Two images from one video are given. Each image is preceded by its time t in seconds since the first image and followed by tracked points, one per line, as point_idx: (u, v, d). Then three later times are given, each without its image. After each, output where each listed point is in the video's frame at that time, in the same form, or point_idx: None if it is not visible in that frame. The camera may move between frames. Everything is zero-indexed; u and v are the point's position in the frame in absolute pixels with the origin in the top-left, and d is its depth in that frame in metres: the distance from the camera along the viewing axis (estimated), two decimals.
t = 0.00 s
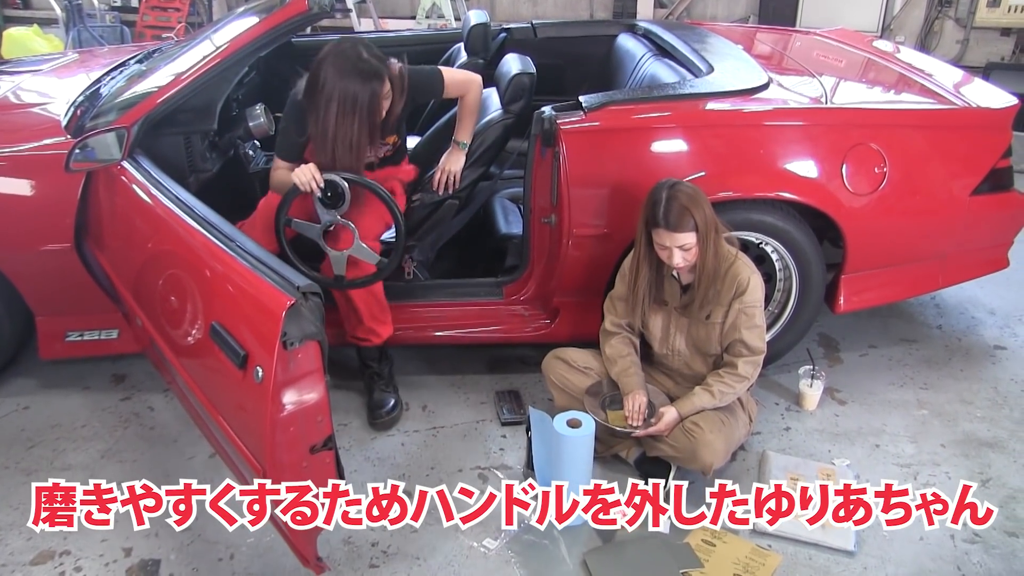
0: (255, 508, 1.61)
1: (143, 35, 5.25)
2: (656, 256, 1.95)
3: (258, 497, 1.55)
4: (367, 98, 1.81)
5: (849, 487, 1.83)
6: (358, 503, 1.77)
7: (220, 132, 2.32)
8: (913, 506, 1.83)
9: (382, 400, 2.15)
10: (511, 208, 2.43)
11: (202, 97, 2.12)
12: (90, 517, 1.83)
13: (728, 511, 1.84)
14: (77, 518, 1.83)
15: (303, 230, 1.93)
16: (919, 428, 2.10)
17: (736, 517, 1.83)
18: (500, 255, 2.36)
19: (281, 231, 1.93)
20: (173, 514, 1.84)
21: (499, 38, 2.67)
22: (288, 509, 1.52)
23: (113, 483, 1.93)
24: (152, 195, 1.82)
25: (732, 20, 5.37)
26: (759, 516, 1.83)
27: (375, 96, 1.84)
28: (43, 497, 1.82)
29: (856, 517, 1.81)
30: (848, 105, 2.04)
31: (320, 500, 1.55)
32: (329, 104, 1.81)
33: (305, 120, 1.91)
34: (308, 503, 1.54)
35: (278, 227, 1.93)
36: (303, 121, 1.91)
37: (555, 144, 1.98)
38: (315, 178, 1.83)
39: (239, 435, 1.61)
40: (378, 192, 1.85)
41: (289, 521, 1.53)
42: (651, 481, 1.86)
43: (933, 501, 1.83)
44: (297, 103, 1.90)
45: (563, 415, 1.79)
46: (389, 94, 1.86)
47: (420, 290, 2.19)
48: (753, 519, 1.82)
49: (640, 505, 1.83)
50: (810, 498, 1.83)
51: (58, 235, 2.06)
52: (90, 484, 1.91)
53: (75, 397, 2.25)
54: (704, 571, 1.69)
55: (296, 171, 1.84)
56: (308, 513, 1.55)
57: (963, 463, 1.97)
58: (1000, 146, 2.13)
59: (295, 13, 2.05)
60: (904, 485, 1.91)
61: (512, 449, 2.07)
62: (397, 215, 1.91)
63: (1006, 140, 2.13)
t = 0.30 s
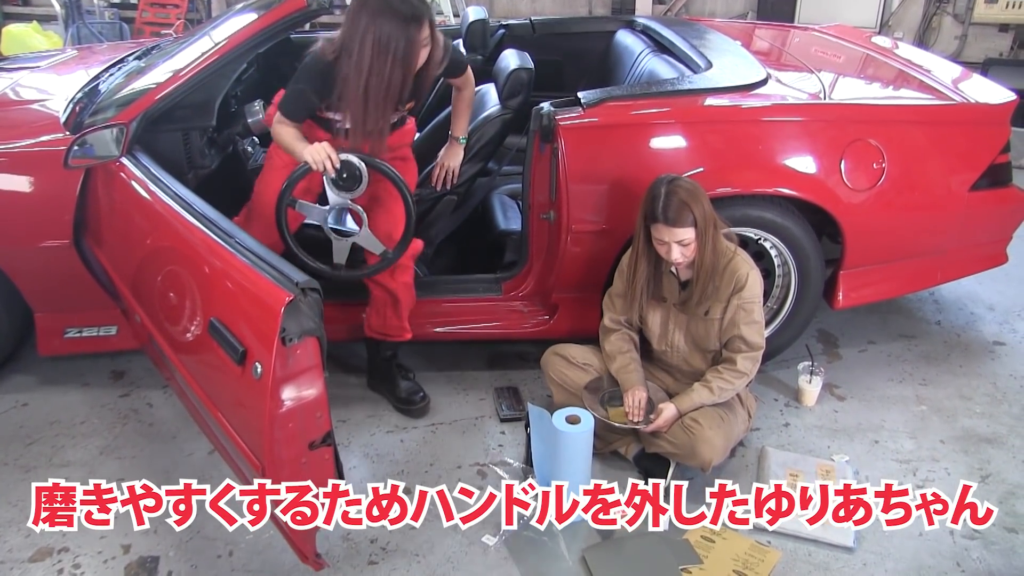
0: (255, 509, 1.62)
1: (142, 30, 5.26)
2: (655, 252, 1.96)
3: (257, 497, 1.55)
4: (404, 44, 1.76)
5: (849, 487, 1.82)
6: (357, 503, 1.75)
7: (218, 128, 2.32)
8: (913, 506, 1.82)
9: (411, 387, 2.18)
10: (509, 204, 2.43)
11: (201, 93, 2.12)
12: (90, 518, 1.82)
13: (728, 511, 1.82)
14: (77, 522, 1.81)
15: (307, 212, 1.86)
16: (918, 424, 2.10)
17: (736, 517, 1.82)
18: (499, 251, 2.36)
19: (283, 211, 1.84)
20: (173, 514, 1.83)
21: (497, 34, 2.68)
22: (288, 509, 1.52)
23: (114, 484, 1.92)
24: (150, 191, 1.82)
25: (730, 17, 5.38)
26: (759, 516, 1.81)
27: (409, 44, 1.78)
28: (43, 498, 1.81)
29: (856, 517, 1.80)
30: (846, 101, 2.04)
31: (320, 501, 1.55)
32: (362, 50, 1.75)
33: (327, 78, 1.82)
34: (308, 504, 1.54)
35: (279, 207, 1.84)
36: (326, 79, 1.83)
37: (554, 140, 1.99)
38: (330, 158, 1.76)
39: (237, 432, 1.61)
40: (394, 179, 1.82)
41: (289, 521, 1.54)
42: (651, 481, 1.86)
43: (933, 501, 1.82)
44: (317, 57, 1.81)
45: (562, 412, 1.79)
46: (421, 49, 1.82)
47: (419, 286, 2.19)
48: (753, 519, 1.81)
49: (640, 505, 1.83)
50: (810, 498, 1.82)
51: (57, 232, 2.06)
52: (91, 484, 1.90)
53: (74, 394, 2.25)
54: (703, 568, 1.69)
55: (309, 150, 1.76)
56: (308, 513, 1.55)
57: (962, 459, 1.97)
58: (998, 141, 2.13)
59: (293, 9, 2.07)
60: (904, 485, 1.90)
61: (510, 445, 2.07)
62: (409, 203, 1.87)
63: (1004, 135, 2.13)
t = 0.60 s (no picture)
0: (255, 508, 1.57)
1: (136, 34, 5.26)
2: (652, 254, 1.96)
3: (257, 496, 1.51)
4: None
5: (849, 487, 1.83)
6: (357, 503, 1.78)
7: (213, 132, 2.32)
8: (913, 506, 1.82)
9: (414, 394, 2.17)
10: (505, 206, 2.43)
11: (196, 96, 2.12)
12: (90, 518, 1.82)
13: (728, 511, 1.83)
14: (77, 520, 1.82)
15: (318, 182, 1.79)
16: (914, 423, 2.10)
17: (736, 517, 1.82)
18: (494, 253, 2.36)
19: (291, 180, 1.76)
20: (173, 514, 1.83)
21: (493, 37, 2.69)
22: (287, 510, 1.51)
23: (112, 484, 1.93)
24: (146, 195, 1.82)
25: (725, 19, 5.40)
26: (759, 516, 1.82)
27: None
28: (43, 498, 1.82)
29: (856, 517, 1.81)
30: (841, 102, 2.05)
31: (319, 501, 1.55)
32: None
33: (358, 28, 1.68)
34: (308, 504, 1.53)
35: (287, 174, 1.75)
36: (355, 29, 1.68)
37: (550, 142, 1.99)
38: (350, 131, 1.72)
39: (234, 436, 1.60)
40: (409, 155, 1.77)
41: (288, 521, 1.53)
42: (651, 482, 1.87)
43: (932, 501, 1.83)
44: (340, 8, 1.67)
45: (560, 415, 1.80)
46: None
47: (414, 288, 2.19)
48: (753, 519, 1.81)
49: (640, 505, 1.84)
50: (810, 498, 1.82)
51: (51, 237, 2.05)
52: (90, 484, 1.90)
53: (69, 399, 2.24)
54: (702, 568, 1.69)
55: (329, 120, 1.71)
56: (308, 513, 1.54)
57: (958, 458, 1.98)
58: (992, 141, 2.14)
59: (289, 12, 2.05)
60: (904, 484, 1.90)
61: (508, 448, 2.06)
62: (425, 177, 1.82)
63: (998, 135, 2.14)
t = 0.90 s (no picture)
0: (256, 509, 1.52)
1: (127, 41, 5.29)
2: (645, 261, 1.96)
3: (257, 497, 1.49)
4: None
5: (849, 487, 1.85)
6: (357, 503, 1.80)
7: (207, 139, 2.30)
8: (913, 506, 1.84)
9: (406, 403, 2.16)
10: (498, 213, 2.42)
11: (188, 104, 2.10)
12: (91, 518, 1.84)
13: (728, 511, 1.85)
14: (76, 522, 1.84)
15: (321, 154, 1.62)
16: (907, 428, 2.11)
17: (736, 517, 1.84)
18: (487, 260, 2.36)
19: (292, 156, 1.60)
20: (173, 514, 1.84)
21: (485, 43, 2.69)
22: (288, 509, 1.51)
23: (112, 484, 1.95)
24: (138, 203, 1.81)
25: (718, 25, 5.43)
26: (759, 516, 1.83)
27: None
28: (43, 497, 1.84)
29: (856, 517, 1.82)
30: (832, 107, 2.06)
31: (319, 501, 1.55)
32: None
33: None
34: (308, 503, 1.53)
35: (290, 150, 1.59)
36: None
37: (542, 149, 1.99)
38: (345, 89, 1.52)
39: (228, 444, 1.59)
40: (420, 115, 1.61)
41: (288, 521, 1.53)
42: (651, 482, 1.86)
43: (933, 501, 1.84)
44: None
45: (552, 421, 1.80)
46: None
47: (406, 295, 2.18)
48: (753, 519, 1.82)
49: (640, 505, 1.84)
50: (810, 498, 1.84)
51: (43, 245, 2.04)
52: (91, 483, 1.93)
53: (62, 408, 2.23)
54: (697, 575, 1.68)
55: (320, 82, 1.52)
56: (308, 513, 1.54)
57: (952, 462, 1.98)
58: (983, 145, 2.15)
59: (280, 19, 2.10)
60: (904, 484, 1.92)
61: (502, 455, 2.06)
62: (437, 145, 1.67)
63: (989, 139, 2.15)
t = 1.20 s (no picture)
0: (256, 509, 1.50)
1: (124, 50, 5.36)
2: (641, 270, 1.96)
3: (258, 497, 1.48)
4: None
5: (849, 487, 1.86)
6: (357, 503, 1.79)
7: (203, 148, 2.30)
8: (913, 506, 1.86)
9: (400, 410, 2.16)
10: (494, 221, 2.42)
11: (184, 112, 2.12)
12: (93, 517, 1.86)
13: (728, 511, 1.86)
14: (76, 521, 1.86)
15: (329, 170, 1.53)
16: (903, 436, 2.11)
17: (736, 517, 1.85)
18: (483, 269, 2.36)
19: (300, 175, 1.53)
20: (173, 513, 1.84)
21: (480, 52, 2.70)
22: (290, 506, 1.51)
23: (114, 483, 1.97)
24: (134, 211, 1.81)
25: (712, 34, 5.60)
26: (759, 516, 1.84)
27: None
28: (43, 498, 1.84)
29: (856, 517, 1.84)
30: (827, 115, 2.06)
31: (319, 500, 1.55)
32: None
33: None
34: (307, 503, 1.53)
35: (295, 170, 1.52)
36: None
37: (537, 157, 1.99)
38: (347, 104, 1.45)
39: (223, 453, 1.59)
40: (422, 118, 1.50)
41: (288, 521, 1.53)
42: (651, 482, 1.86)
43: (933, 501, 1.87)
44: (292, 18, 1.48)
45: (549, 430, 1.79)
46: None
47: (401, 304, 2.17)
48: (753, 519, 1.84)
49: (640, 505, 1.85)
50: (810, 498, 1.85)
51: (39, 253, 2.04)
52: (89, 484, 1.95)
53: (57, 416, 2.23)
54: None
55: (319, 99, 1.44)
56: (308, 513, 1.55)
57: (948, 470, 1.98)
58: (977, 153, 2.15)
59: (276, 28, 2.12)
60: (904, 484, 1.94)
61: (498, 463, 2.06)
62: (449, 149, 1.56)
63: (983, 148, 2.16)
